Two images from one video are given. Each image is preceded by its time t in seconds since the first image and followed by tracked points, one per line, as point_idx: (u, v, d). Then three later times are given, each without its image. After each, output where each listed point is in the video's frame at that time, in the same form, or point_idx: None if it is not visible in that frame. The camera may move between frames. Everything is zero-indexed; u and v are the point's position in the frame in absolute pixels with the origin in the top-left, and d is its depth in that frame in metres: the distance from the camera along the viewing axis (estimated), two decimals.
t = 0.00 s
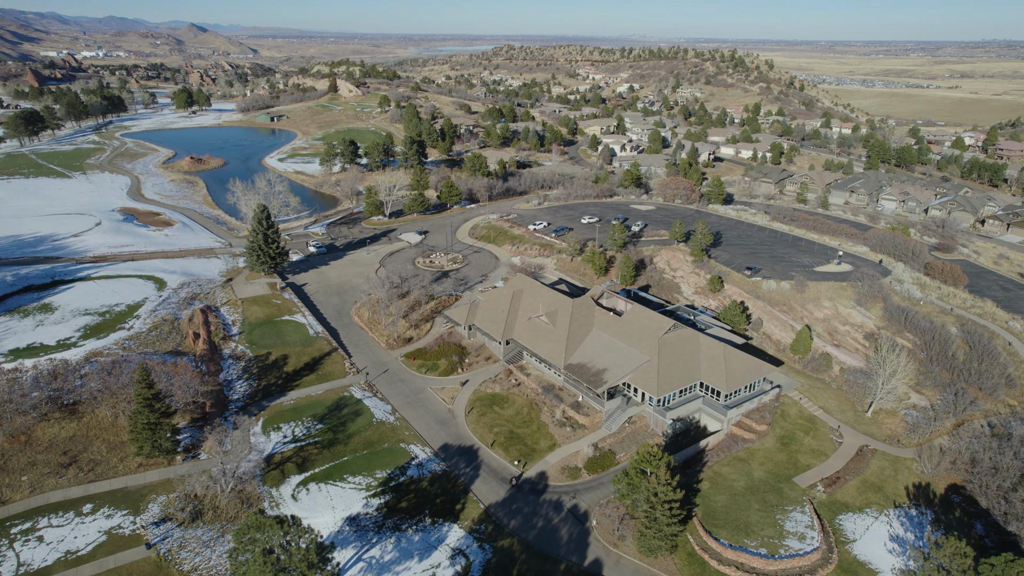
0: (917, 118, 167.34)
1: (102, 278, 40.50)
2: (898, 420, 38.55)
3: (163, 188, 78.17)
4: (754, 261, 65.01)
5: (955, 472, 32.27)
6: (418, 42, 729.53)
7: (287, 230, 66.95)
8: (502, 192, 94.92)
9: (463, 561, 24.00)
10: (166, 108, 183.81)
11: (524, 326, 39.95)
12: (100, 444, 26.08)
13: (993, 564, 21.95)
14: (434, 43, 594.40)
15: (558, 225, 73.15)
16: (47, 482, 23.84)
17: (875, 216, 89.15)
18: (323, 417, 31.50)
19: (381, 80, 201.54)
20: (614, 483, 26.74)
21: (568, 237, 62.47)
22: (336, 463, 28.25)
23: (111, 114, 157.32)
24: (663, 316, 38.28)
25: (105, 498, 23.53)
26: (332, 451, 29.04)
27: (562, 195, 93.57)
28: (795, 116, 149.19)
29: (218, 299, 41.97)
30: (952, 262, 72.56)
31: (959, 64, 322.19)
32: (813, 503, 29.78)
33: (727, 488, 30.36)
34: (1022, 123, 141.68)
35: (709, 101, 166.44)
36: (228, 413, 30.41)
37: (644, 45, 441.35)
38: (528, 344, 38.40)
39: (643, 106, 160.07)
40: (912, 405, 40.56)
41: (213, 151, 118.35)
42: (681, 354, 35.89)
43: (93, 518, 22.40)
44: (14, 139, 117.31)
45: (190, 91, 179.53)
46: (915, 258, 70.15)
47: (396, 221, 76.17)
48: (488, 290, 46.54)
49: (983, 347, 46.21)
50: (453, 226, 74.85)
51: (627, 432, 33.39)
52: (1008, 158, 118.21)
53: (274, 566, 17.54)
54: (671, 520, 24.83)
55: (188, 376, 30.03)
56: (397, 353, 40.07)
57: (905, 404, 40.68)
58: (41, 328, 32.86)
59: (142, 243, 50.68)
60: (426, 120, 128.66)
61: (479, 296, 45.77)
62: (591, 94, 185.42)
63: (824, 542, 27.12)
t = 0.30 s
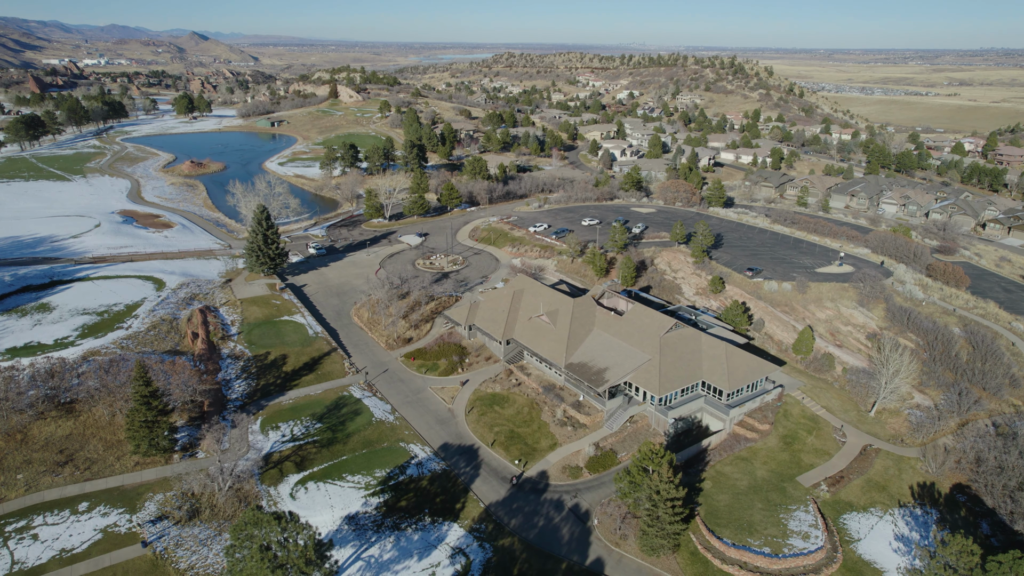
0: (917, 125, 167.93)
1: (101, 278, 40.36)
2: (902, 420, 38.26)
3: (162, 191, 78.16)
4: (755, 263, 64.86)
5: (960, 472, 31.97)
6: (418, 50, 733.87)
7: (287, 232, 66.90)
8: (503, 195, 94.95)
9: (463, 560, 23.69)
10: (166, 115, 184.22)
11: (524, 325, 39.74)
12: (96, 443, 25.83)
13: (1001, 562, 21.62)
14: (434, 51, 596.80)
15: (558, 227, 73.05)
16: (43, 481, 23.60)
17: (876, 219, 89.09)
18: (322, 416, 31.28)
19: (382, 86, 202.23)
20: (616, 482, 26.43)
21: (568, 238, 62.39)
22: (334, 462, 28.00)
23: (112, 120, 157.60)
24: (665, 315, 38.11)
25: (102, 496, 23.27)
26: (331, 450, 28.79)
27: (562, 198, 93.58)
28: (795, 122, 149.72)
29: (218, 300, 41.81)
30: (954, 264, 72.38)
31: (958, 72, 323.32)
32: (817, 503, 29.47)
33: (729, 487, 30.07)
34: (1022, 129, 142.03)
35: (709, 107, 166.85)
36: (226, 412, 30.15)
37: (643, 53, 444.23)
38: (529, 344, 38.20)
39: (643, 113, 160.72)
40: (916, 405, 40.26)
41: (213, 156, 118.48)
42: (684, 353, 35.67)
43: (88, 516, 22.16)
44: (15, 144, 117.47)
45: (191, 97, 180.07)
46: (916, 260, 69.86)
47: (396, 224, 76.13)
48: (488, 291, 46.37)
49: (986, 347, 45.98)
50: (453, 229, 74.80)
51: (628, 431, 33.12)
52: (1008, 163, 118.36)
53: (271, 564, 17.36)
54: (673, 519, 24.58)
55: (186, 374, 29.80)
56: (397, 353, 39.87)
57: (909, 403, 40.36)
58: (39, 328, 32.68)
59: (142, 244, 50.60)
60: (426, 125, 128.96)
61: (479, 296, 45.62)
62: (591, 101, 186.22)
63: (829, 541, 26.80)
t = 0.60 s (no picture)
0: (916, 132, 168.43)
1: (99, 279, 40.20)
2: (905, 419, 37.98)
3: (162, 195, 78.11)
4: (755, 264, 64.73)
5: (964, 471, 31.69)
6: (418, 58, 738.89)
7: (287, 234, 66.81)
8: (503, 199, 94.99)
9: (463, 559, 23.40)
10: (167, 121, 184.76)
11: (525, 325, 39.56)
12: (93, 441, 25.58)
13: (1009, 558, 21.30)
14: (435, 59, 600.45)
15: (558, 230, 73.00)
16: (38, 479, 23.34)
17: (877, 223, 89.03)
18: (321, 415, 31.03)
19: (382, 92, 202.96)
20: (618, 480, 26.13)
21: (568, 240, 62.30)
22: (333, 461, 27.74)
23: (112, 126, 157.96)
24: (665, 315, 37.94)
25: (97, 494, 23.00)
26: (329, 449, 28.54)
27: (562, 202, 93.59)
28: (794, 128, 150.24)
29: (216, 300, 41.64)
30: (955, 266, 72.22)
31: (956, 80, 324.32)
32: (820, 501, 29.17)
33: (732, 486, 29.78)
34: (1020, 135, 142.41)
35: (708, 114, 167.31)
36: (223, 411, 29.89)
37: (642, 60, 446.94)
38: (529, 343, 38.03)
39: (642, 119, 161.25)
40: (919, 404, 39.98)
41: (213, 160, 118.59)
42: (685, 352, 35.50)
43: (84, 514, 21.88)
44: (15, 149, 117.61)
45: (191, 103, 180.68)
46: (918, 262, 69.59)
47: (395, 227, 76.10)
48: (488, 291, 46.24)
49: (989, 347, 45.75)
50: (453, 231, 74.72)
51: (630, 431, 32.85)
52: (1007, 168, 118.56)
53: (268, 560, 17.17)
54: (676, 516, 24.29)
55: (184, 373, 29.59)
56: (396, 353, 39.66)
57: (912, 403, 40.06)
58: (37, 327, 32.49)
59: (141, 246, 50.50)
60: (426, 130, 129.27)
61: (479, 296, 45.47)
62: (591, 108, 186.92)
63: (833, 540, 26.48)
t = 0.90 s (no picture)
0: (914, 139, 168.99)
1: (97, 279, 40.05)
2: (908, 419, 37.70)
3: (162, 199, 78.16)
4: (756, 265, 64.64)
5: (969, 470, 31.41)
6: (418, 67, 743.70)
7: (286, 237, 66.69)
8: (502, 202, 95.05)
9: (463, 557, 23.10)
10: (167, 128, 185.22)
11: (525, 325, 39.37)
12: (89, 440, 25.34)
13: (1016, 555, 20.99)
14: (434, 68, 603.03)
15: (558, 232, 72.92)
16: (33, 477, 23.06)
17: (877, 226, 88.97)
18: (320, 414, 30.80)
19: (382, 99, 203.59)
20: (619, 478, 25.84)
21: (568, 242, 62.25)
22: (332, 459, 27.47)
23: (112, 132, 158.35)
24: (666, 314, 37.80)
25: (92, 492, 22.72)
26: (328, 448, 28.27)
27: (562, 205, 93.62)
28: (793, 135, 150.80)
29: (215, 301, 41.47)
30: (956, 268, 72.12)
31: (954, 88, 325.48)
32: (824, 500, 28.87)
33: (735, 484, 29.50)
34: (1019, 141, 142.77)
35: (707, 121, 167.77)
36: (221, 410, 29.62)
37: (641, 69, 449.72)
38: (529, 343, 37.83)
39: (642, 126, 161.85)
40: (922, 404, 39.69)
41: (213, 166, 118.82)
42: (687, 350, 35.29)
43: (79, 512, 21.60)
44: (15, 154, 117.88)
45: (191, 110, 181.22)
46: (919, 263, 69.60)
47: (395, 229, 76.07)
48: (488, 292, 46.09)
49: (992, 347, 45.55)
50: (453, 234, 74.64)
51: (631, 430, 32.57)
52: (1006, 174, 118.78)
53: (265, 555, 16.94)
54: (678, 514, 24.00)
55: (182, 371, 29.37)
56: (396, 353, 39.45)
57: (915, 403, 39.77)
58: (34, 326, 32.32)
59: (139, 247, 50.41)
60: (426, 135, 129.57)
61: (479, 297, 45.31)
62: (590, 115, 187.57)
63: (837, 538, 26.13)
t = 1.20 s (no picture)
0: (913, 147, 169.53)
1: (95, 280, 39.91)
2: (911, 418, 37.42)
3: (161, 203, 78.20)
4: (757, 267, 64.53)
5: (974, 468, 31.13)
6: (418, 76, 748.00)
7: (285, 239, 66.57)
8: (502, 206, 95.14)
9: (462, 555, 22.79)
10: (167, 135, 185.82)
11: (525, 324, 39.16)
12: (84, 438, 25.08)
13: None
14: (434, 77, 604.38)
15: (558, 234, 72.90)
16: (27, 475, 22.79)
17: (878, 230, 88.94)
18: (318, 414, 30.54)
19: (382, 106, 204.42)
20: (620, 476, 25.54)
21: (569, 244, 62.17)
22: (329, 458, 27.19)
23: (113, 139, 158.83)
24: (667, 313, 37.62)
25: (87, 490, 22.45)
26: (326, 447, 28.00)
27: (562, 209, 93.64)
28: (792, 141, 151.27)
29: (213, 301, 41.29)
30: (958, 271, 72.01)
31: (952, 97, 326.68)
32: (827, 498, 28.54)
33: (737, 483, 29.18)
34: (1018, 148, 143.23)
35: (707, 128, 168.30)
36: (218, 409, 29.36)
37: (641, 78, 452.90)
38: (529, 342, 37.63)
39: (641, 134, 162.39)
40: (926, 403, 39.43)
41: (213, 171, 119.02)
42: (688, 349, 35.09)
43: (73, 510, 21.33)
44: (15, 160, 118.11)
45: (192, 117, 181.96)
46: (920, 264, 69.46)
47: (395, 233, 76.02)
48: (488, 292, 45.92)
49: (995, 347, 45.31)
50: (453, 237, 74.58)
51: (632, 429, 32.29)
52: (1006, 180, 118.99)
53: (261, 550, 16.67)
54: (680, 512, 23.71)
55: (180, 370, 29.15)
56: (395, 353, 39.23)
57: (919, 402, 39.50)
58: (30, 325, 32.12)
59: (138, 249, 50.31)
60: (426, 141, 129.97)
61: (479, 297, 45.13)
62: (590, 123, 188.36)
63: (841, 536, 25.78)
